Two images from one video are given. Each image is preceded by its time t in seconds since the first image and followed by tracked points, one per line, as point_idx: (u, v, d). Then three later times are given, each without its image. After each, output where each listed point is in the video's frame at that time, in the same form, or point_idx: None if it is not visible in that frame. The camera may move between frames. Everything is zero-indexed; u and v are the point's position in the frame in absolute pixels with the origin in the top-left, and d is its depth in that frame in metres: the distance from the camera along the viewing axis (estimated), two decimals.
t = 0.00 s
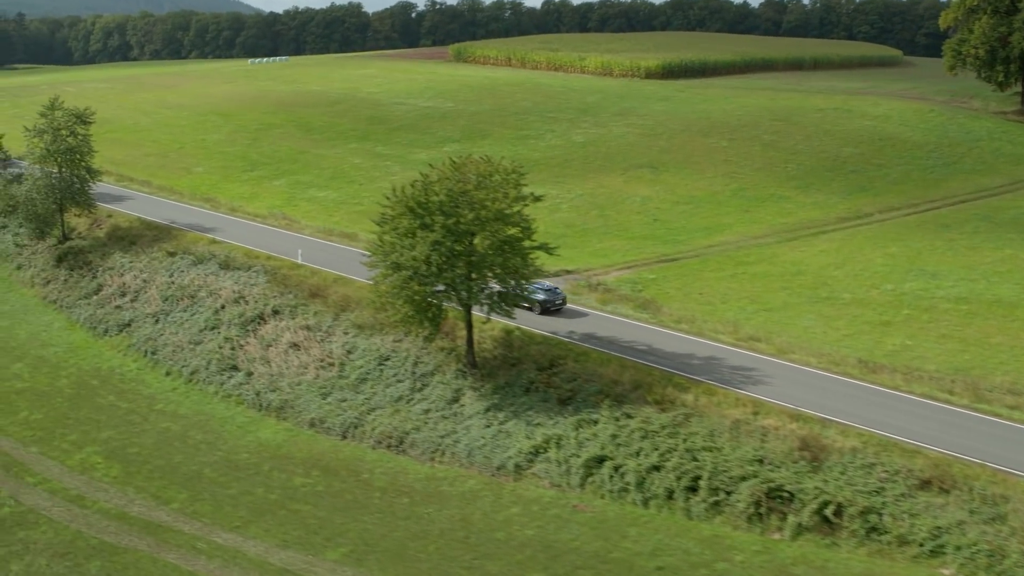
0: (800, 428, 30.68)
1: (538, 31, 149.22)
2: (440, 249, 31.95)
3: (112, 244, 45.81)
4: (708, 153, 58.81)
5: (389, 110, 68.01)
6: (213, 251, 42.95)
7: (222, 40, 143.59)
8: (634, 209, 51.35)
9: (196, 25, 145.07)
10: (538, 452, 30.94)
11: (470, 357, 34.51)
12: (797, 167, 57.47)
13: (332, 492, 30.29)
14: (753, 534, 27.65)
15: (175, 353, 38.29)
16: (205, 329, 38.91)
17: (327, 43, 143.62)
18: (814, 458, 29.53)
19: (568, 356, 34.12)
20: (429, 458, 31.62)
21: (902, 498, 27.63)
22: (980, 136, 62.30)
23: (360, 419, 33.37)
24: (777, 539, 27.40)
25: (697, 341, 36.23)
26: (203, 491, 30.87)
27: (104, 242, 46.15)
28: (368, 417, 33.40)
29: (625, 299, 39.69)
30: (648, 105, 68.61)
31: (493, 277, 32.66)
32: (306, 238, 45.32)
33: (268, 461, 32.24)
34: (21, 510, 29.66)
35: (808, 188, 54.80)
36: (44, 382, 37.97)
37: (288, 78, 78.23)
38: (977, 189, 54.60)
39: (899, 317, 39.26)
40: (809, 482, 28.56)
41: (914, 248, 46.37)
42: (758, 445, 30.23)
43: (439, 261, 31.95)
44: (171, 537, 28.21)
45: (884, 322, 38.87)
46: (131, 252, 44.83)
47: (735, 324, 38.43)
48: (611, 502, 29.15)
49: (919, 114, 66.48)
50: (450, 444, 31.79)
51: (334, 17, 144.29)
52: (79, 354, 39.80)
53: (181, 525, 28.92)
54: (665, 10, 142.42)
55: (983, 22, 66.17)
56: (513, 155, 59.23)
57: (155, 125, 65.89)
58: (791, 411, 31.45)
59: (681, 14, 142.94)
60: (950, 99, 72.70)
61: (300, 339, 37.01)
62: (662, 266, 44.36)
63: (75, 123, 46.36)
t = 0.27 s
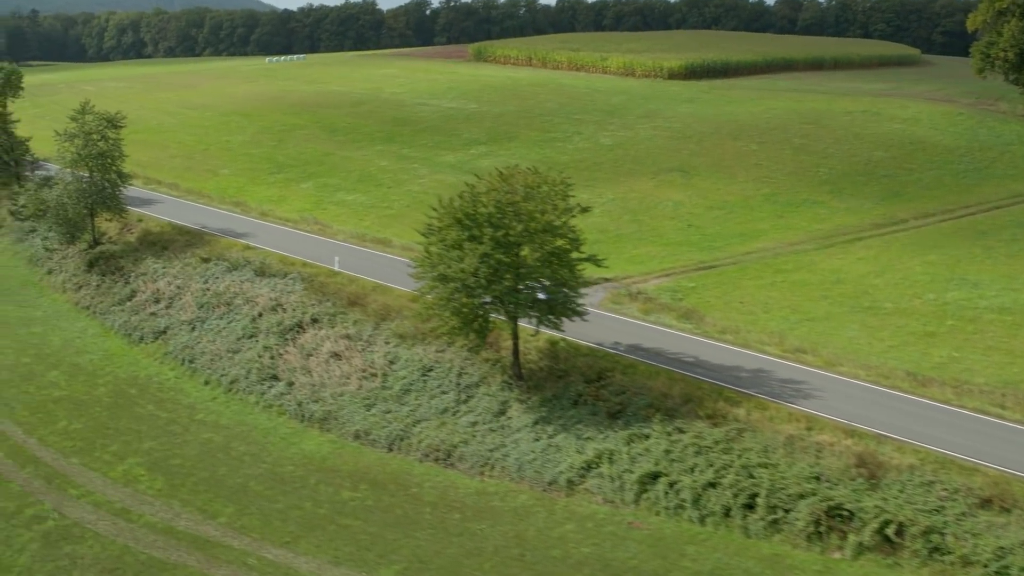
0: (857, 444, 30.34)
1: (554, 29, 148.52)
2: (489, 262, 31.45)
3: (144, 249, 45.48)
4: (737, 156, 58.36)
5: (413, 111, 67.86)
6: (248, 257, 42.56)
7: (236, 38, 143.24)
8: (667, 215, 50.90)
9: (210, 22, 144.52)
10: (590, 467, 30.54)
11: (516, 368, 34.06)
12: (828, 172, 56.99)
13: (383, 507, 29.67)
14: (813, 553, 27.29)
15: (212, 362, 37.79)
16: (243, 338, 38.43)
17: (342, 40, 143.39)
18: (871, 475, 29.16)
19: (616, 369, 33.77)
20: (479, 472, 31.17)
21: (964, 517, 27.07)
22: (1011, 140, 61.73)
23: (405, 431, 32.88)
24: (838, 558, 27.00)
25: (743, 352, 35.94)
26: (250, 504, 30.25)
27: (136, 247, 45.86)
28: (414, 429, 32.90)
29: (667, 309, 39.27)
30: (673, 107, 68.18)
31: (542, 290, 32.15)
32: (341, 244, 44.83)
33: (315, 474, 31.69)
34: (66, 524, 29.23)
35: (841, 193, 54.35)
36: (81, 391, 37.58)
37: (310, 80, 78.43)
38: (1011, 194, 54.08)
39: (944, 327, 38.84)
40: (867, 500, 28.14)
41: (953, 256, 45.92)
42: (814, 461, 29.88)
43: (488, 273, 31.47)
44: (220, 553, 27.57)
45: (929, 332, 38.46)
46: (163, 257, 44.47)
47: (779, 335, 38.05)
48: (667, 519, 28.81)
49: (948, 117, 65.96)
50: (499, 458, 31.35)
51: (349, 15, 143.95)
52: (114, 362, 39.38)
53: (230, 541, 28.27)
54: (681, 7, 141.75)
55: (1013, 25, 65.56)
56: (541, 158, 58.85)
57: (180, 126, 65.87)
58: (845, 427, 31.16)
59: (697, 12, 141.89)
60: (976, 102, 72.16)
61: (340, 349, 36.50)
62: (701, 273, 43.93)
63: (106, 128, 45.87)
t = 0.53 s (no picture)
0: (924, 464, 29.55)
1: (574, 26, 147.80)
2: (550, 278, 30.79)
3: (184, 255, 45.08)
4: (775, 161, 57.69)
5: (445, 113, 67.74)
6: (291, 265, 42.10)
7: (257, 35, 145.43)
8: (708, 222, 50.31)
9: (231, 19, 147.38)
10: (653, 486, 30.00)
11: (572, 383, 33.48)
12: (867, 178, 56.28)
13: (444, 526, 28.94)
14: None
15: (260, 372, 37.27)
16: (290, 348, 37.92)
17: (362, 36, 143.04)
18: (941, 497, 28.26)
19: (674, 384, 33.20)
20: (539, 490, 30.62)
21: None
22: None
23: (462, 447, 32.35)
24: None
25: (800, 367, 35.36)
26: (307, 521, 29.57)
27: (175, 254, 45.45)
28: (470, 444, 32.37)
29: (718, 321, 38.66)
30: (706, 109, 67.50)
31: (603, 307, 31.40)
32: (383, 251, 44.35)
33: (371, 490, 31.08)
34: (121, 541, 28.65)
35: (882, 200, 53.64)
36: (127, 402, 37.14)
37: (338, 80, 78.98)
38: None
39: (1000, 342, 38.17)
40: (940, 521, 27.21)
41: (1002, 267, 45.17)
42: (882, 482, 29.11)
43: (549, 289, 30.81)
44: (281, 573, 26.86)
45: (986, 347, 37.79)
46: (204, 264, 44.05)
47: (833, 349, 37.40)
48: (735, 541, 28.28)
49: (985, 122, 65.09)
50: (560, 476, 30.80)
51: (370, 12, 144.02)
52: (159, 371, 38.91)
53: (290, 560, 27.46)
54: (702, 3, 140.80)
55: None
56: (576, 162, 58.41)
57: (209, 127, 65.73)
58: (911, 446, 30.45)
59: (718, 10, 140.40)
60: (1012, 105, 71.19)
61: (391, 361, 35.93)
62: (749, 283, 43.26)
63: (145, 133, 45.51)
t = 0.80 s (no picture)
0: (997, 488, 28.45)
1: (598, 24, 146.91)
2: (614, 296, 30.25)
3: (227, 262, 44.79)
4: (817, 167, 56.94)
5: (479, 116, 67.68)
6: (338, 273, 41.75)
7: (281, 32, 146.00)
8: (753, 229, 49.67)
9: (255, 16, 148.10)
10: (720, 507, 29.51)
11: (632, 399, 32.98)
12: (911, 184, 55.41)
13: (508, 546, 28.30)
14: None
15: (311, 384, 36.86)
16: (341, 359, 37.51)
17: (385, 34, 142.87)
18: (1017, 522, 27.26)
19: (737, 402, 32.64)
20: (603, 509, 30.16)
21: None
22: None
23: (522, 463, 31.93)
24: None
25: (863, 385, 34.68)
26: (368, 539, 28.90)
27: (218, 261, 45.16)
28: (531, 461, 31.94)
29: (774, 334, 38.05)
30: (743, 112, 66.77)
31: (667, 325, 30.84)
32: (430, 259, 43.97)
33: (430, 508, 30.52)
34: (179, 558, 28.18)
35: (928, 207, 52.78)
36: (177, 413, 36.79)
37: (370, 81, 79.28)
38: None
39: None
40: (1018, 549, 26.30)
41: None
42: (954, 505, 28.14)
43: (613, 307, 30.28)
44: None
45: None
46: (248, 272, 43.74)
47: (893, 364, 36.58)
48: (807, 564, 27.75)
49: None
50: (624, 494, 30.33)
51: (393, 9, 143.96)
52: (206, 381, 38.56)
53: None
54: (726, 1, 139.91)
55: None
56: (614, 167, 57.96)
57: (244, 128, 65.92)
58: (982, 468, 29.38)
59: (743, 7, 139.41)
60: None
61: (445, 374, 35.46)
62: (801, 295, 42.60)
63: (188, 139, 45.12)
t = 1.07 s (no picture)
0: None
1: (616, 22, 146.14)
2: (669, 312, 29.79)
3: (262, 269, 44.51)
4: (850, 172, 56.34)
5: (506, 118, 67.52)
6: (376, 281, 41.45)
7: (298, 30, 145.96)
8: (789, 237, 49.14)
9: (272, 15, 147.78)
10: (776, 525, 29.03)
11: (682, 414, 32.60)
12: (946, 190, 54.64)
13: (562, 564, 27.72)
14: None
15: (353, 396, 36.50)
16: (382, 370, 37.15)
17: (402, 32, 142.53)
18: None
19: (789, 417, 32.18)
20: (657, 526, 29.72)
21: None
22: None
23: (572, 478, 31.51)
24: None
25: (915, 402, 33.98)
26: (419, 556, 28.37)
27: (253, 267, 44.88)
28: (581, 476, 31.52)
29: (821, 347, 37.60)
30: (772, 116, 66.22)
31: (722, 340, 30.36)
32: (467, 267, 43.63)
33: (480, 524, 29.99)
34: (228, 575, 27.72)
35: (965, 213, 52.03)
36: (217, 424, 36.43)
37: (394, 82, 79.30)
38: None
39: None
40: None
41: None
42: (1015, 526, 27.09)
43: (667, 323, 29.81)
44: None
45: None
46: (284, 279, 43.45)
47: (942, 378, 35.88)
48: None
49: None
50: (678, 512, 29.91)
51: (411, 7, 143.33)
52: (245, 391, 38.23)
53: None
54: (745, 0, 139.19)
55: None
56: (645, 171, 57.60)
57: (271, 131, 65.97)
58: None
59: (761, 6, 138.71)
60: None
61: (489, 386, 35.06)
62: (843, 305, 42.08)
63: (222, 145, 44.75)
